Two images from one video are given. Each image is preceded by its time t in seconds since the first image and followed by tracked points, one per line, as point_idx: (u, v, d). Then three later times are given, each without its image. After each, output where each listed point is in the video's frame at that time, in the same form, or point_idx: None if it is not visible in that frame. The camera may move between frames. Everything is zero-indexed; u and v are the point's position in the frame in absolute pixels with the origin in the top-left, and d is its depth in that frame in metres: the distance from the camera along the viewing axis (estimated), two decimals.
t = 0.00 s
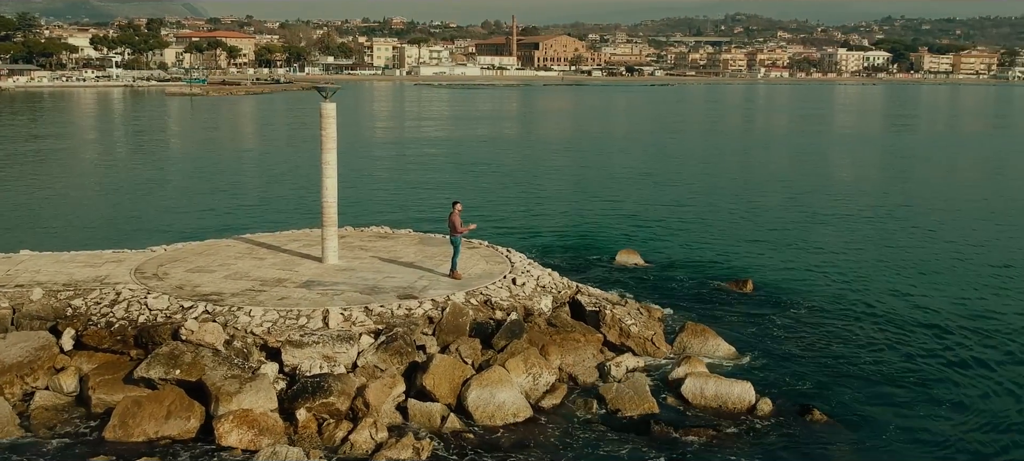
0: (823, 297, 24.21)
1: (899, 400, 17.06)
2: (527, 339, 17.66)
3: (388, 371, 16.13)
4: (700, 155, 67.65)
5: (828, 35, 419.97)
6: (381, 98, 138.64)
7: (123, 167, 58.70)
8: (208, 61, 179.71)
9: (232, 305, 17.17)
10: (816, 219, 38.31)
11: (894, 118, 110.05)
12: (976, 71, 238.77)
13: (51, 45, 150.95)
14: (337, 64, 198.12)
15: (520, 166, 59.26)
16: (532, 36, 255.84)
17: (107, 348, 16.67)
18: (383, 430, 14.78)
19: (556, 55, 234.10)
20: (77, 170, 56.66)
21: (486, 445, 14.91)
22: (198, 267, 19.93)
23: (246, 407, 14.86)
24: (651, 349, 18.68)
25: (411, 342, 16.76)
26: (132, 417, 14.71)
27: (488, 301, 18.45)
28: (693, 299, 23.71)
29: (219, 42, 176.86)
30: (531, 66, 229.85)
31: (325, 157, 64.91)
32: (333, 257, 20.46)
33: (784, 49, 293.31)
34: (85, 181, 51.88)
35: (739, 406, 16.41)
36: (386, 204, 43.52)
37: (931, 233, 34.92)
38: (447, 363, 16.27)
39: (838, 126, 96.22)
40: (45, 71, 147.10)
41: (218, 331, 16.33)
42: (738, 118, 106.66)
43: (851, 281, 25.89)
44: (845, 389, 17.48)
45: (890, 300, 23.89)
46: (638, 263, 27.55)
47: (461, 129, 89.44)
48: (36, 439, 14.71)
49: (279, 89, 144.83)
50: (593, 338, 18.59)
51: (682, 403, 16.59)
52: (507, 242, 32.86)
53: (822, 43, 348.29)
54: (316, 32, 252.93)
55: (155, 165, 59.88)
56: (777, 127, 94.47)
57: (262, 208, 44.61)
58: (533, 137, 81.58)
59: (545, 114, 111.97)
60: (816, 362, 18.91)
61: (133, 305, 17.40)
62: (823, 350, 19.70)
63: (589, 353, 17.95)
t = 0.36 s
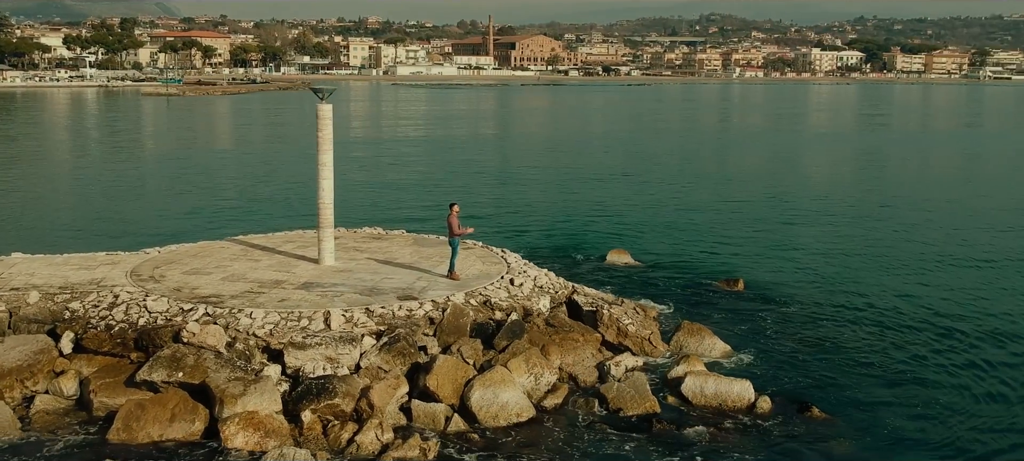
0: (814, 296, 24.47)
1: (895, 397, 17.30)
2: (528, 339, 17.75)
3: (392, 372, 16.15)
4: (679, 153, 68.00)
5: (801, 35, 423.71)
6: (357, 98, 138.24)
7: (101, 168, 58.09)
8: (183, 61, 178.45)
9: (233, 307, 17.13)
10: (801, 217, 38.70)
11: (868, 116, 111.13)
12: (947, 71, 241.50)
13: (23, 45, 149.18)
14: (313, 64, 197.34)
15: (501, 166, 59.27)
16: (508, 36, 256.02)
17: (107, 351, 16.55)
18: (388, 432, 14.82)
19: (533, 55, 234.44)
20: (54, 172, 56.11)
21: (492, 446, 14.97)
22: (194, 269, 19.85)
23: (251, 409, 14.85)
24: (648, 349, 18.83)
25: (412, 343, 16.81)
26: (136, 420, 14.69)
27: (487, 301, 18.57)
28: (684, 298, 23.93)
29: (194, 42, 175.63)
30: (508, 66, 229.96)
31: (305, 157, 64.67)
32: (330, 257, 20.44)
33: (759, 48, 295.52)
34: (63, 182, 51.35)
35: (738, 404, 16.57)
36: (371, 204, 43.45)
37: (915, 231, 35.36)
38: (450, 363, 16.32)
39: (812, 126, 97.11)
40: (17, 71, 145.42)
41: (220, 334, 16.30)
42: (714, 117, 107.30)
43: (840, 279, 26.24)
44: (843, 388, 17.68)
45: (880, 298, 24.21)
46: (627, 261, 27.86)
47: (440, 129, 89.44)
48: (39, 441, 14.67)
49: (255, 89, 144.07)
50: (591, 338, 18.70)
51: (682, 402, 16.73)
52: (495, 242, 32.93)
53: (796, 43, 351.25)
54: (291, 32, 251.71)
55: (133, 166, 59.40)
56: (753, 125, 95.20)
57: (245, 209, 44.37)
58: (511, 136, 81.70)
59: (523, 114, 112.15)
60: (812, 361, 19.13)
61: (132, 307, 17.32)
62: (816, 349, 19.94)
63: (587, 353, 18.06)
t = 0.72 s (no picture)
0: (804, 294, 24.74)
1: (890, 394, 17.57)
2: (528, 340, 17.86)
3: (395, 373, 16.20)
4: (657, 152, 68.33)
5: (771, 35, 427.14)
6: (332, 98, 137.75)
7: (76, 169, 57.50)
8: (155, 60, 176.98)
9: (234, 310, 17.12)
10: (787, 216, 39.00)
11: (840, 115, 112.33)
12: (917, 71, 244.58)
13: None
14: (286, 63, 196.37)
15: (481, 166, 59.28)
16: (482, 36, 256.08)
17: (107, 354, 16.47)
18: (394, 433, 14.85)
19: (508, 55, 234.69)
20: (29, 173, 55.50)
21: (498, 447, 15.02)
22: (190, 271, 19.77)
23: (257, 412, 14.83)
24: (645, 348, 18.97)
25: (415, 344, 16.86)
26: (141, 423, 14.64)
27: (486, 302, 18.67)
28: (676, 298, 24.13)
29: (166, 42, 174.23)
30: (482, 65, 229.97)
31: (283, 158, 64.42)
32: (326, 260, 20.42)
33: (730, 48, 297.70)
34: (40, 184, 50.82)
35: (737, 402, 16.77)
36: (355, 204, 43.37)
37: (898, 229, 35.86)
38: (453, 364, 16.36)
39: (784, 124, 98.04)
40: None
41: (222, 337, 16.29)
42: (689, 116, 108.03)
43: (831, 279, 26.48)
44: (839, 386, 17.92)
45: (871, 297, 24.50)
46: (617, 261, 28.10)
47: (417, 128, 89.36)
48: (43, 445, 14.58)
49: (230, 89, 143.23)
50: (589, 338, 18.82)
51: (682, 401, 16.88)
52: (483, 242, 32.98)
53: (766, 43, 354.15)
54: (264, 32, 250.27)
55: (111, 167, 58.89)
56: (727, 125, 95.92)
57: (228, 209, 44.13)
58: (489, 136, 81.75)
59: (499, 113, 112.26)
60: (808, 359, 19.37)
61: (131, 311, 17.24)
62: (810, 348, 20.17)
63: (586, 352, 18.18)
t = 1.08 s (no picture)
0: (794, 293, 25.01)
1: (884, 390, 17.84)
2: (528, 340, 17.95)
3: (398, 374, 16.23)
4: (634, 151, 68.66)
5: (743, 35, 430.04)
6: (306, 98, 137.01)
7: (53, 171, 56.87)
8: (126, 60, 175.17)
9: (234, 312, 17.08)
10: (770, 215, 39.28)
11: (812, 114, 113.33)
12: (887, 71, 247.48)
13: None
14: (259, 62, 195.20)
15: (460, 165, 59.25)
16: (455, 36, 255.77)
17: (107, 358, 16.39)
18: (400, 434, 14.88)
19: (482, 55, 234.67)
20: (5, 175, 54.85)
21: (503, 446, 15.08)
22: (186, 273, 19.68)
23: (263, 414, 14.80)
24: (643, 347, 19.11)
25: (417, 345, 16.91)
26: (145, 427, 14.57)
27: (486, 303, 18.77)
28: (667, 297, 24.33)
29: (138, 41, 172.52)
30: (456, 65, 229.74)
31: (260, 158, 64.08)
32: (323, 261, 20.41)
33: (703, 49, 299.51)
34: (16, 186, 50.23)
35: (736, 401, 16.96)
36: (338, 204, 43.26)
37: (881, 228, 36.24)
38: (456, 365, 16.41)
39: (757, 123, 98.79)
40: None
41: (224, 339, 16.26)
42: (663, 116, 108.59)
43: (820, 279, 26.72)
44: (835, 382, 18.14)
45: (861, 296, 24.78)
46: (607, 261, 28.28)
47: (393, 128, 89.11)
48: (46, 450, 14.47)
49: (203, 89, 142.12)
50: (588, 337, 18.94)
51: (682, 399, 17.02)
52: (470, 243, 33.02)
53: (738, 43, 356.84)
54: (235, 31, 248.44)
55: (87, 169, 58.30)
56: (701, 123, 96.63)
57: (209, 211, 43.87)
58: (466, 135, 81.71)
59: (474, 113, 112.23)
60: (802, 356, 19.61)
61: (131, 314, 17.16)
62: (804, 345, 20.41)
63: (585, 352, 18.28)
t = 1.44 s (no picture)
0: (783, 291, 25.26)
1: (879, 387, 18.10)
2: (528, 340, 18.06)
3: (401, 374, 16.28)
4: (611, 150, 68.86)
5: (714, 34, 433.08)
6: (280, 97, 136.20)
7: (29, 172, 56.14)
8: (97, 60, 173.30)
9: (235, 314, 17.04)
10: (753, 214, 39.50)
11: (785, 113, 114.25)
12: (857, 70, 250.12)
13: None
14: (232, 62, 193.84)
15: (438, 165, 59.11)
16: (430, 35, 255.26)
17: (107, 361, 16.29)
18: (406, 434, 14.91)
19: (456, 54, 234.43)
20: None
21: (507, 444, 15.15)
22: (182, 275, 19.59)
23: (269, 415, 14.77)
24: (640, 346, 19.25)
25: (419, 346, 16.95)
26: (151, 429, 14.50)
27: (486, 303, 18.87)
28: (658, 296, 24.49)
29: (109, 41, 170.65)
30: (431, 65, 229.42)
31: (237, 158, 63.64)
32: (319, 262, 20.39)
33: (676, 49, 300.99)
34: None
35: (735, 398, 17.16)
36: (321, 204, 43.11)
37: (865, 227, 36.52)
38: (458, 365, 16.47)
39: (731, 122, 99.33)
40: None
41: (226, 341, 16.22)
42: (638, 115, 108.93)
43: (810, 278, 26.90)
44: (830, 379, 18.36)
45: (851, 295, 24.98)
46: (596, 260, 28.43)
47: (370, 127, 88.84)
48: (49, 453, 14.36)
49: (176, 89, 140.92)
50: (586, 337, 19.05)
51: (682, 396, 17.16)
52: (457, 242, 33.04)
53: (710, 43, 359.24)
54: (207, 31, 246.49)
55: (63, 169, 57.66)
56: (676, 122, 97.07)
57: (191, 212, 43.54)
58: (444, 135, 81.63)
59: (450, 112, 112.08)
60: (796, 354, 19.84)
61: (130, 317, 17.08)
62: (797, 342, 20.63)
63: (584, 351, 18.38)
